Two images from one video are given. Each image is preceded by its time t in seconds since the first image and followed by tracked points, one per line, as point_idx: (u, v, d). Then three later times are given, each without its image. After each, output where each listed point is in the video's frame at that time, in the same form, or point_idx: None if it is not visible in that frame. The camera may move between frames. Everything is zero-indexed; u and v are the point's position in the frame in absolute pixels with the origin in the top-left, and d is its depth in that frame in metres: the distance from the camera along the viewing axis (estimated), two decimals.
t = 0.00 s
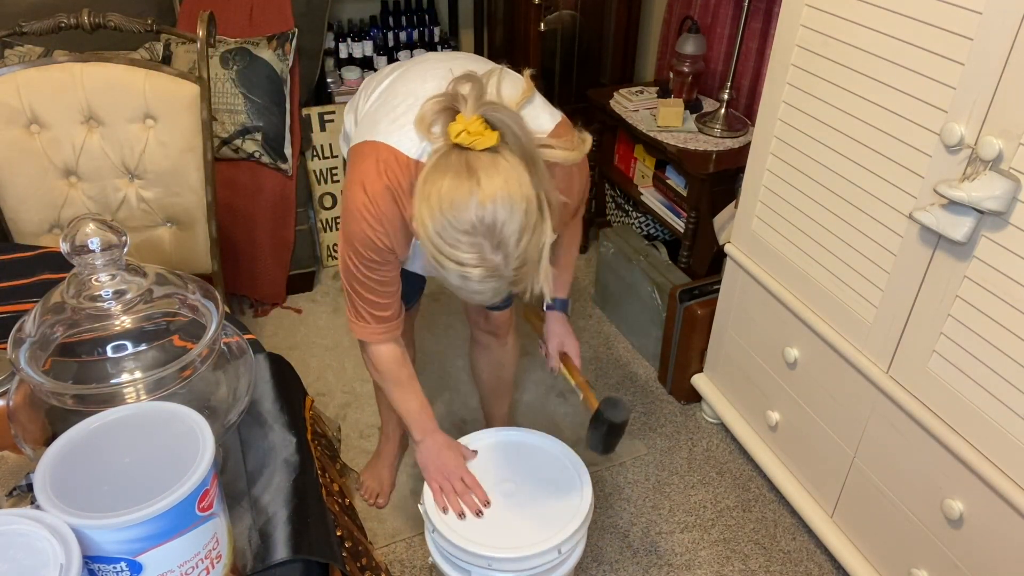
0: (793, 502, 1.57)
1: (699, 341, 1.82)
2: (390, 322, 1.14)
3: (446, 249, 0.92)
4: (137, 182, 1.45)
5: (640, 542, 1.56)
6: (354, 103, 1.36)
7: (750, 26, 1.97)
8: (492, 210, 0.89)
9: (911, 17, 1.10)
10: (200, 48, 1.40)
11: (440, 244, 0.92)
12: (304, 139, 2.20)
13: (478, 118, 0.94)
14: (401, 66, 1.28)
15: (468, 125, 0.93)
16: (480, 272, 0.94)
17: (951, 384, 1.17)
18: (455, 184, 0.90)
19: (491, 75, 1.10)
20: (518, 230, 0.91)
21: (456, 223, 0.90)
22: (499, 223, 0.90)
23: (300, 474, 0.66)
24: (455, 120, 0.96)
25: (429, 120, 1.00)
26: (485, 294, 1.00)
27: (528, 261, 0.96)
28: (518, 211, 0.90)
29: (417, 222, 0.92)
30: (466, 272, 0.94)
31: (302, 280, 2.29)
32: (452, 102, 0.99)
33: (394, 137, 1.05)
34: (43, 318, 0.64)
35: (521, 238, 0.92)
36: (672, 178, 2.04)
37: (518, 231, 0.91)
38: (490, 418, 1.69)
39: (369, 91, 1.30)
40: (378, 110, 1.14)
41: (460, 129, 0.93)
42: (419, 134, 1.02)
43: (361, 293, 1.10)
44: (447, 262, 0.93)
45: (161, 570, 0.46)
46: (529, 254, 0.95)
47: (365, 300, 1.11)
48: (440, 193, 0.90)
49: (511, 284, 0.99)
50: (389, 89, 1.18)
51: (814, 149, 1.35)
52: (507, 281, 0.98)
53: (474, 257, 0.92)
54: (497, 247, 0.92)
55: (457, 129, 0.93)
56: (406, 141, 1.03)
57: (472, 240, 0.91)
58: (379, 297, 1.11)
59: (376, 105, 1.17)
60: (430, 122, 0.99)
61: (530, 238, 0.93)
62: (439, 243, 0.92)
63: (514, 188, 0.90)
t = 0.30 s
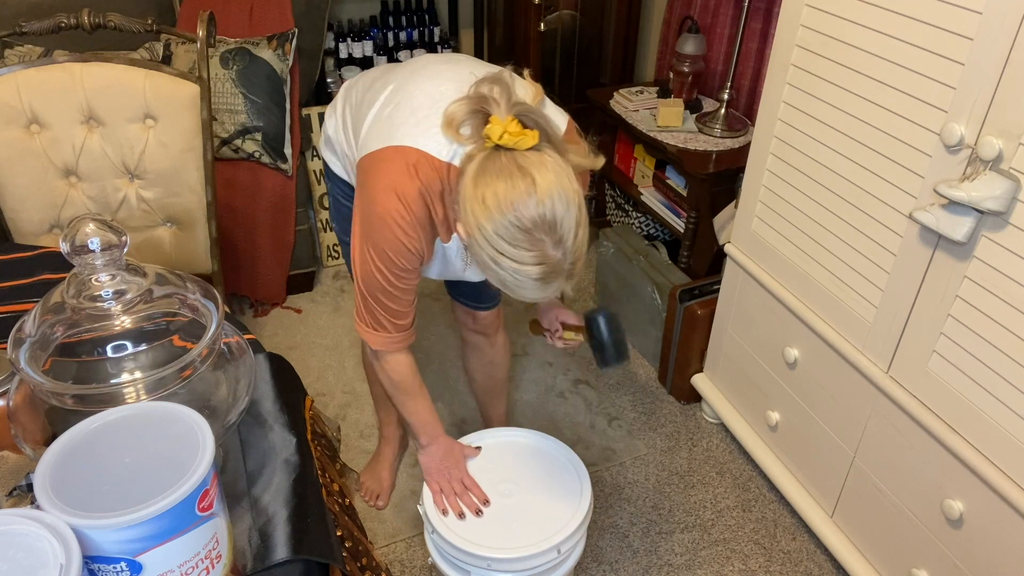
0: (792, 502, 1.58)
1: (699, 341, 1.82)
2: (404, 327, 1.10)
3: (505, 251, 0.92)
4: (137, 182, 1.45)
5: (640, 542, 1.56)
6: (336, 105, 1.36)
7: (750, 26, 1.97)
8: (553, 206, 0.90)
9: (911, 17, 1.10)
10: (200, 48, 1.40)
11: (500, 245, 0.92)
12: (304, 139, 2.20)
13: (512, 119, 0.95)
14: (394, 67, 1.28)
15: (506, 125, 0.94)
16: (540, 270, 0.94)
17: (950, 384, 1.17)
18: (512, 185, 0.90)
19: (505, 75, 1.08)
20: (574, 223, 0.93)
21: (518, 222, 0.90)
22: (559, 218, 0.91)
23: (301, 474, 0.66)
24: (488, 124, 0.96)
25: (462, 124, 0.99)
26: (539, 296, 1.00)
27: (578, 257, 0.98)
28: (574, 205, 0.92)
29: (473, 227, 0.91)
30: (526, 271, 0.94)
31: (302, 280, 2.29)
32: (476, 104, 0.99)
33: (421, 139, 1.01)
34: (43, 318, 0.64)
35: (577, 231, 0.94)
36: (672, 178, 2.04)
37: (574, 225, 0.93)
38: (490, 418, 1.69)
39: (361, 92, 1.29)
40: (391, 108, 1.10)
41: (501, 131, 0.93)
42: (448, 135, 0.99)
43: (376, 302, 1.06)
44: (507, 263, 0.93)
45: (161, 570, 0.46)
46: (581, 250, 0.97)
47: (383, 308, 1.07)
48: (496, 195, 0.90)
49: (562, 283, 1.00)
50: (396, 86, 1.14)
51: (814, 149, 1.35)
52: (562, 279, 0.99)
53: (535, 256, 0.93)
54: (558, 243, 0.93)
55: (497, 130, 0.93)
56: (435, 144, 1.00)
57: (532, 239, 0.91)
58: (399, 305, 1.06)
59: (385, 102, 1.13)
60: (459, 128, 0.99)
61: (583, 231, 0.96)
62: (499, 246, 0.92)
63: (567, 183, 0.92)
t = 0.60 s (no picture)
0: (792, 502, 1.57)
1: (699, 341, 1.82)
2: (406, 330, 1.09)
3: (527, 251, 0.91)
4: (137, 182, 1.45)
5: (640, 542, 1.56)
6: (332, 105, 1.36)
7: (750, 26, 1.97)
8: (576, 206, 0.90)
9: (911, 17, 1.10)
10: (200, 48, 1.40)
11: (522, 246, 0.91)
12: (304, 139, 2.20)
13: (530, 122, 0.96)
14: (392, 67, 1.28)
15: (525, 128, 0.95)
16: (561, 272, 0.94)
17: (950, 384, 1.17)
18: (535, 186, 0.90)
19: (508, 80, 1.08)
20: (595, 224, 0.93)
21: (542, 222, 0.90)
22: (582, 218, 0.91)
23: (300, 474, 0.66)
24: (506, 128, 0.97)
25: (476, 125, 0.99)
26: (557, 299, 0.99)
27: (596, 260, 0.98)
28: (595, 207, 0.92)
29: (496, 229, 0.91)
30: (548, 272, 0.93)
31: (302, 280, 2.29)
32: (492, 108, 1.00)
33: (436, 142, 1.01)
34: (43, 318, 0.64)
35: (598, 233, 0.95)
36: (672, 178, 2.04)
37: (595, 226, 0.93)
38: (490, 417, 1.69)
39: (358, 92, 1.29)
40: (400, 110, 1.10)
41: (521, 134, 0.94)
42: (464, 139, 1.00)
43: (380, 304, 1.05)
44: (529, 264, 0.92)
45: (161, 570, 0.46)
46: (599, 253, 0.97)
47: (386, 310, 1.06)
48: (520, 196, 0.90)
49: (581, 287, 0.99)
50: (405, 88, 1.14)
51: (814, 149, 1.35)
52: (582, 282, 0.98)
53: (557, 257, 0.92)
54: (580, 244, 0.93)
55: (517, 134, 0.94)
56: (451, 148, 1.00)
57: (555, 239, 0.91)
58: (405, 307, 1.06)
59: (393, 105, 1.13)
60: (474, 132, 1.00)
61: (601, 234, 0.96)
62: (522, 247, 0.91)
63: (588, 185, 0.92)
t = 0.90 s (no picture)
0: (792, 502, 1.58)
1: (699, 341, 1.83)
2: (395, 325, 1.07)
3: (528, 244, 0.91)
4: (137, 182, 1.45)
5: (640, 542, 1.56)
6: (333, 103, 1.36)
7: (750, 26, 1.97)
8: (583, 206, 0.91)
9: (911, 18, 1.10)
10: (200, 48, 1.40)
11: (525, 239, 0.91)
12: (304, 140, 2.20)
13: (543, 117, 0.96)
14: (391, 64, 1.28)
15: (539, 122, 0.95)
16: (559, 268, 0.94)
17: (950, 384, 1.17)
18: (545, 181, 0.90)
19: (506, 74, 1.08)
20: (597, 227, 0.94)
21: (549, 217, 0.90)
22: (586, 218, 0.92)
23: (300, 474, 0.66)
24: (518, 121, 0.97)
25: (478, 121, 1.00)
26: (548, 295, 0.99)
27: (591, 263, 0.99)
28: (600, 209, 0.93)
29: (501, 217, 0.91)
30: (546, 268, 0.93)
31: (302, 280, 2.29)
32: (502, 99, 1.01)
33: (434, 134, 1.01)
34: (43, 318, 0.64)
35: (598, 236, 0.95)
36: (672, 178, 2.04)
37: (597, 229, 0.94)
38: (490, 417, 1.69)
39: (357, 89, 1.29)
40: (398, 103, 1.10)
41: (535, 129, 0.94)
42: (465, 130, 1.01)
43: (372, 298, 1.03)
44: (528, 257, 0.92)
45: (161, 570, 0.46)
46: (596, 255, 0.98)
47: (377, 304, 1.04)
48: (530, 189, 0.90)
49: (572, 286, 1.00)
50: (403, 81, 1.14)
51: (814, 149, 1.35)
52: (575, 281, 0.99)
53: (556, 253, 0.92)
54: (580, 244, 0.93)
55: (531, 129, 0.94)
56: (449, 139, 1.01)
57: (558, 235, 0.91)
58: (396, 300, 1.04)
59: (392, 96, 1.13)
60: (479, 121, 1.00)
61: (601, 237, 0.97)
62: (525, 241, 0.91)
63: (595, 187, 0.93)
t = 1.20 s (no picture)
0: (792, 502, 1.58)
1: (699, 341, 1.83)
2: (417, 335, 1.01)
3: (534, 264, 0.92)
4: (137, 182, 1.45)
5: (640, 541, 1.56)
6: (337, 102, 1.36)
7: (750, 26, 1.97)
8: (591, 229, 0.92)
9: (911, 18, 1.10)
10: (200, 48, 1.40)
11: (532, 259, 0.91)
12: (304, 140, 2.20)
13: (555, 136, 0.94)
14: (394, 65, 1.28)
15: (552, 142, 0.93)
16: (561, 287, 0.95)
17: (950, 383, 1.17)
18: (556, 202, 0.90)
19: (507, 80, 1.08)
20: (602, 248, 0.95)
21: (557, 238, 0.90)
22: (592, 241, 0.93)
23: (300, 474, 0.66)
24: (530, 138, 0.95)
25: (487, 133, 0.99)
26: (547, 308, 1.00)
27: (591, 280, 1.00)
28: (606, 231, 0.94)
29: (510, 235, 0.91)
30: (549, 287, 0.94)
31: (301, 280, 2.29)
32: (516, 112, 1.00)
33: (445, 141, 1.02)
34: (43, 318, 0.64)
35: (601, 255, 0.96)
36: (672, 178, 2.04)
37: (601, 250, 0.95)
38: (489, 417, 1.69)
39: (360, 90, 1.29)
40: (404, 108, 1.10)
41: (548, 150, 0.92)
42: (473, 139, 1.01)
43: (389, 307, 0.98)
44: (533, 276, 0.93)
45: (161, 570, 0.46)
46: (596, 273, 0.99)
47: (396, 313, 0.99)
48: (541, 208, 0.90)
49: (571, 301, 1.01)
50: (408, 85, 1.14)
51: (814, 149, 1.35)
52: (575, 296, 1.00)
53: (560, 274, 0.94)
54: (584, 264, 0.95)
55: (543, 149, 0.92)
56: (458, 147, 1.01)
57: (564, 256, 0.92)
58: (414, 305, 0.99)
59: (398, 104, 1.12)
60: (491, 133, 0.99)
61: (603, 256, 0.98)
62: (531, 261, 0.91)
63: (603, 208, 0.94)
